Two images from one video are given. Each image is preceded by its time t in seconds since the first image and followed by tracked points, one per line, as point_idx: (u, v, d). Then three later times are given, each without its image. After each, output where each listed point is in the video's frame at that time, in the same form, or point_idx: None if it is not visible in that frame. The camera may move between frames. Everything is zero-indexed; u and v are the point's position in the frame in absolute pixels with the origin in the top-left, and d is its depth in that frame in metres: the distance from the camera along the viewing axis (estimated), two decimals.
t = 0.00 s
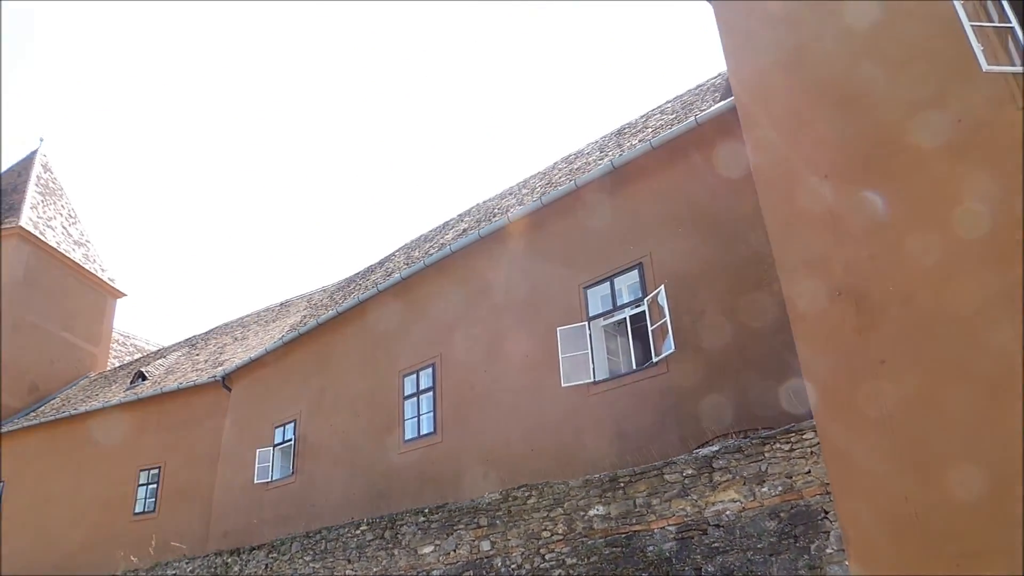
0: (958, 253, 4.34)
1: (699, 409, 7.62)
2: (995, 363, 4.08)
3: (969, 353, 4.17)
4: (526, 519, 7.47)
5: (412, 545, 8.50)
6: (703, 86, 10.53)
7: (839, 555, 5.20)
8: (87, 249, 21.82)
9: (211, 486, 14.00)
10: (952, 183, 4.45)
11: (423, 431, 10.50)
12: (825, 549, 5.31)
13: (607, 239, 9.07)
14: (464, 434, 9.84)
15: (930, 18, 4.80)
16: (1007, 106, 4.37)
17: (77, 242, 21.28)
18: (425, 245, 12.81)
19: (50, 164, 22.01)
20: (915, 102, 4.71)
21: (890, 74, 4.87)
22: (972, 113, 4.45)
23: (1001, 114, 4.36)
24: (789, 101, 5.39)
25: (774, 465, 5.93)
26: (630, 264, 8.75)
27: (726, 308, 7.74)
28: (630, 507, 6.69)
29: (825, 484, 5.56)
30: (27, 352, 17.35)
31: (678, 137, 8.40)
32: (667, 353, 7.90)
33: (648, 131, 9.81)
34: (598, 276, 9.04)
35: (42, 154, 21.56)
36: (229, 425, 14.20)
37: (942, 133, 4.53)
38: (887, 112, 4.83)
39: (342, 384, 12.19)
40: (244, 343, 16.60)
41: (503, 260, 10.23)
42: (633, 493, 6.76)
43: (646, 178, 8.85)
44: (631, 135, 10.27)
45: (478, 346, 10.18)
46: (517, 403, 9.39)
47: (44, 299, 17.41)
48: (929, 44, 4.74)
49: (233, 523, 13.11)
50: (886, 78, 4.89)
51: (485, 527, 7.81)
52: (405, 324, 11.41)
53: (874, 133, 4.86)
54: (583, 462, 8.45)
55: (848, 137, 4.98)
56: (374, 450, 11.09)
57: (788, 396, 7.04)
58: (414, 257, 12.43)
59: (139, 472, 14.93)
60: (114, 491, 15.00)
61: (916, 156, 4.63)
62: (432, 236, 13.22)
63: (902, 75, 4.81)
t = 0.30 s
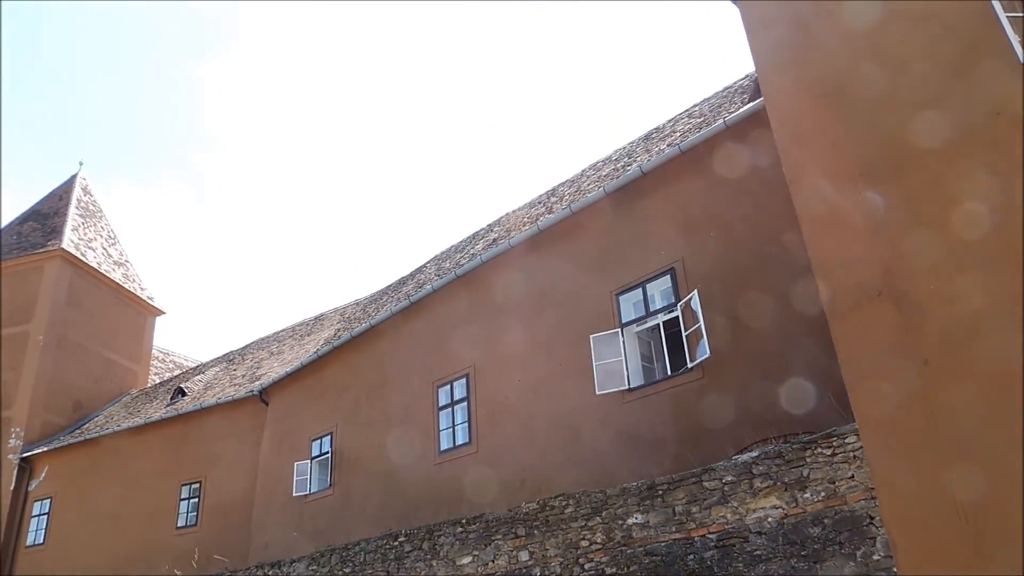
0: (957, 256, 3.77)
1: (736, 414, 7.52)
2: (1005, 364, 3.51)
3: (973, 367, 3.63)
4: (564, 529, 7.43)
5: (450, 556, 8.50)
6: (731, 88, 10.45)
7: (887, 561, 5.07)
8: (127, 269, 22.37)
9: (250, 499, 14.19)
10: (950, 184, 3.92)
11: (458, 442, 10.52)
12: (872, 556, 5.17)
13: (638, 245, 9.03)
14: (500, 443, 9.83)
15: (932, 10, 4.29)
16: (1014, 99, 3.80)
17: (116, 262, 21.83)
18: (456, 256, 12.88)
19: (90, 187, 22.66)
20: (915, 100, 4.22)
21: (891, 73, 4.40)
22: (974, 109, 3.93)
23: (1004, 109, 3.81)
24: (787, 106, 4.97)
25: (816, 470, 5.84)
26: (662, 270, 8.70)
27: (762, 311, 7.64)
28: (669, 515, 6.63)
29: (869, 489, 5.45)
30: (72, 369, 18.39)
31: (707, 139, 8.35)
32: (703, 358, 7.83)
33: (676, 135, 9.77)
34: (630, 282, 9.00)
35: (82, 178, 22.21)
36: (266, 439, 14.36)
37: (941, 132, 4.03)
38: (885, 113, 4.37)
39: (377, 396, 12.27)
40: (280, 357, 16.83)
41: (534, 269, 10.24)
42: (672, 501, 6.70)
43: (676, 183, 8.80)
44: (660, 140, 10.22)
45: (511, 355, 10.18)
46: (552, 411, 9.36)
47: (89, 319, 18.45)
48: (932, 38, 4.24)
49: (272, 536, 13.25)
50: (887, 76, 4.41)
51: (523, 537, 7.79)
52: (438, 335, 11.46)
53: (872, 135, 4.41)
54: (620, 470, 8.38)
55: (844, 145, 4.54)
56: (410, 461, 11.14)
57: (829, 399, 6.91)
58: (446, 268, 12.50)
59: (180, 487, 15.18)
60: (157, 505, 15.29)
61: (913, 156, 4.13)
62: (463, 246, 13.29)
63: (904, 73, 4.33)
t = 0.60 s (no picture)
0: (957, 254, 4.20)
1: (764, 422, 7.41)
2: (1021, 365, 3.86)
3: (973, 352, 4.06)
4: (592, 541, 7.37)
5: (477, 569, 8.48)
6: (750, 94, 10.40)
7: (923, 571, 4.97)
8: (156, 287, 22.76)
9: (278, 513, 14.27)
10: (950, 183, 4.28)
11: (483, 454, 10.50)
12: (908, 566, 5.08)
13: (659, 253, 8.98)
14: (525, 455, 9.81)
15: (933, 10, 4.51)
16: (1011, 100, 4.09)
17: (144, 280, 22.18)
18: (478, 268, 12.92)
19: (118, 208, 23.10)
20: (915, 99, 4.51)
21: (890, 71, 4.68)
22: (971, 111, 4.24)
23: (1001, 111, 4.11)
24: (796, 102, 5.26)
25: (847, 478, 5.74)
26: (685, 278, 8.62)
27: (788, 317, 7.52)
28: (698, 526, 6.54)
29: (903, 497, 5.33)
30: (98, 386, 19.24)
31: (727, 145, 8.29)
32: (728, 366, 7.73)
33: (696, 143, 9.74)
34: (652, 291, 8.93)
35: (110, 199, 22.65)
36: (292, 454, 14.44)
37: (938, 132, 4.36)
38: (886, 109, 4.67)
39: (401, 409, 12.30)
40: (305, 372, 16.95)
41: (556, 280, 10.23)
42: (700, 512, 6.62)
43: (697, 190, 8.74)
44: (679, 148, 10.19)
45: (534, 366, 10.16)
46: (577, 422, 9.32)
47: (100, 340, 19.52)
48: (932, 37, 4.47)
49: (301, 551, 13.29)
50: (887, 73, 4.69)
51: (550, 549, 7.74)
52: (461, 347, 11.47)
53: (875, 132, 4.72)
54: (648, 481, 8.30)
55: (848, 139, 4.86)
56: (436, 474, 11.15)
57: (859, 405, 6.76)
58: (467, 280, 12.54)
59: (209, 503, 15.31)
60: (187, 521, 15.44)
61: (915, 155, 4.48)
62: (484, 259, 13.32)
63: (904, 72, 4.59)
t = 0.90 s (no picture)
0: (960, 259, 3.67)
1: (801, 432, 7.27)
2: None
3: (981, 368, 3.51)
4: (627, 553, 7.32)
5: None
6: (780, 99, 10.29)
7: None
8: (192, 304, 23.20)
9: (313, 526, 14.35)
10: (966, 190, 3.70)
11: (516, 466, 10.48)
12: None
13: (690, 262, 8.89)
14: (558, 468, 9.76)
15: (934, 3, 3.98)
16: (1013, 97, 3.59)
17: (180, 296, 22.60)
18: (507, 280, 12.92)
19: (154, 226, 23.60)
20: (908, 100, 4.02)
21: (895, 69, 4.13)
22: (974, 112, 3.71)
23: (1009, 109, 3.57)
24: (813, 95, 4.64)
25: (889, 488, 5.60)
26: (717, 286, 8.52)
27: (822, 324, 7.38)
28: (735, 538, 6.47)
29: (948, 507, 5.19)
30: (137, 401, 19.60)
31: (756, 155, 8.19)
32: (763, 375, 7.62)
33: (725, 150, 9.65)
34: (684, 300, 8.85)
35: (146, 218, 23.16)
36: (325, 467, 14.54)
37: (948, 133, 3.79)
38: (878, 111, 4.17)
39: (433, 422, 12.33)
40: (338, 385, 17.10)
41: (586, 291, 10.20)
42: (737, 523, 6.55)
43: (727, 197, 8.66)
44: (708, 155, 10.11)
45: (566, 377, 10.12)
46: (610, 434, 9.26)
47: (141, 357, 19.99)
48: (933, 32, 3.95)
49: (336, 564, 13.36)
50: (898, 68, 4.11)
51: (585, 562, 7.70)
52: (492, 359, 11.47)
53: (880, 131, 4.16)
54: (683, 492, 8.19)
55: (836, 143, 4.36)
56: (469, 486, 11.14)
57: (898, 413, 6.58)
58: (498, 292, 12.56)
59: (245, 516, 15.46)
60: (224, 535, 15.62)
61: (921, 158, 3.93)
62: (514, 270, 13.32)
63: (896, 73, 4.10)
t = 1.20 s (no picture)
0: (962, 255, 4.25)
1: (839, 441, 7.15)
2: None
3: (980, 348, 4.10)
4: (664, 567, 7.25)
5: None
6: (804, 104, 10.21)
7: None
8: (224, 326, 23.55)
9: (348, 545, 14.39)
10: (959, 185, 4.26)
11: (550, 481, 10.45)
12: None
13: (718, 271, 8.81)
14: (592, 482, 9.70)
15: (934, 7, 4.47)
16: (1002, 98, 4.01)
17: (212, 319, 22.96)
18: (535, 294, 12.93)
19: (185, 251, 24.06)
20: (919, 98, 4.54)
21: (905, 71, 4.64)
22: (966, 113, 4.23)
23: (995, 109, 4.07)
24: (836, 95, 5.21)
25: (933, 497, 5.47)
26: (746, 294, 8.41)
27: (857, 331, 7.26)
28: (775, 551, 6.33)
29: (995, 516, 5.08)
30: (172, 425, 19.89)
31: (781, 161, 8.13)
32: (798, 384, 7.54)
33: (750, 157, 9.59)
34: (713, 309, 8.73)
35: (178, 243, 23.62)
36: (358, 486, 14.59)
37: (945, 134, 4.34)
38: (896, 105, 4.70)
39: (464, 438, 12.33)
40: (369, 404, 17.20)
41: (613, 303, 10.16)
42: (776, 536, 6.43)
43: (754, 205, 8.58)
44: (734, 163, 10.05)
45: (596, 391, 10.07)
46: (643, 446, 9.18)
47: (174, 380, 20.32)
48: (934, 37, 4.45)
49: None
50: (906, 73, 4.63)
51: None
52: (521, 374, 11.45)
53: (891, 131, 4.73)
54: (720, 505, 8.10)
55: (862, 135, 4.94)
56: (503, 503, 11.13)
57: (940, 421, 6.45)
58: (526, 307, 12.57)
59: (281, 536, 15.56)
60: (260, 555, 15.73)
61: (924, 156, 4.49)
62: (541, 284, 13.33)
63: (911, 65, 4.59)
